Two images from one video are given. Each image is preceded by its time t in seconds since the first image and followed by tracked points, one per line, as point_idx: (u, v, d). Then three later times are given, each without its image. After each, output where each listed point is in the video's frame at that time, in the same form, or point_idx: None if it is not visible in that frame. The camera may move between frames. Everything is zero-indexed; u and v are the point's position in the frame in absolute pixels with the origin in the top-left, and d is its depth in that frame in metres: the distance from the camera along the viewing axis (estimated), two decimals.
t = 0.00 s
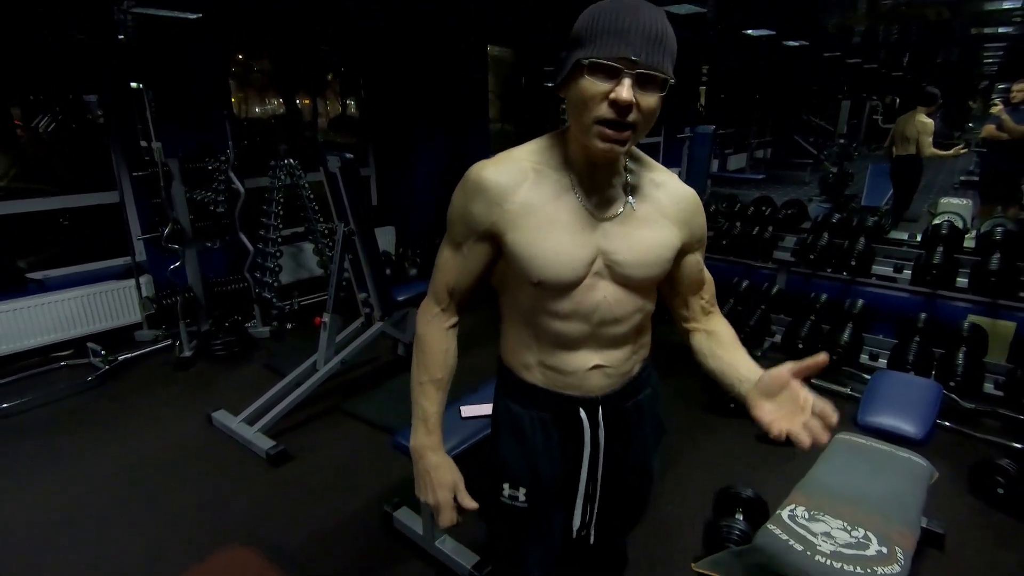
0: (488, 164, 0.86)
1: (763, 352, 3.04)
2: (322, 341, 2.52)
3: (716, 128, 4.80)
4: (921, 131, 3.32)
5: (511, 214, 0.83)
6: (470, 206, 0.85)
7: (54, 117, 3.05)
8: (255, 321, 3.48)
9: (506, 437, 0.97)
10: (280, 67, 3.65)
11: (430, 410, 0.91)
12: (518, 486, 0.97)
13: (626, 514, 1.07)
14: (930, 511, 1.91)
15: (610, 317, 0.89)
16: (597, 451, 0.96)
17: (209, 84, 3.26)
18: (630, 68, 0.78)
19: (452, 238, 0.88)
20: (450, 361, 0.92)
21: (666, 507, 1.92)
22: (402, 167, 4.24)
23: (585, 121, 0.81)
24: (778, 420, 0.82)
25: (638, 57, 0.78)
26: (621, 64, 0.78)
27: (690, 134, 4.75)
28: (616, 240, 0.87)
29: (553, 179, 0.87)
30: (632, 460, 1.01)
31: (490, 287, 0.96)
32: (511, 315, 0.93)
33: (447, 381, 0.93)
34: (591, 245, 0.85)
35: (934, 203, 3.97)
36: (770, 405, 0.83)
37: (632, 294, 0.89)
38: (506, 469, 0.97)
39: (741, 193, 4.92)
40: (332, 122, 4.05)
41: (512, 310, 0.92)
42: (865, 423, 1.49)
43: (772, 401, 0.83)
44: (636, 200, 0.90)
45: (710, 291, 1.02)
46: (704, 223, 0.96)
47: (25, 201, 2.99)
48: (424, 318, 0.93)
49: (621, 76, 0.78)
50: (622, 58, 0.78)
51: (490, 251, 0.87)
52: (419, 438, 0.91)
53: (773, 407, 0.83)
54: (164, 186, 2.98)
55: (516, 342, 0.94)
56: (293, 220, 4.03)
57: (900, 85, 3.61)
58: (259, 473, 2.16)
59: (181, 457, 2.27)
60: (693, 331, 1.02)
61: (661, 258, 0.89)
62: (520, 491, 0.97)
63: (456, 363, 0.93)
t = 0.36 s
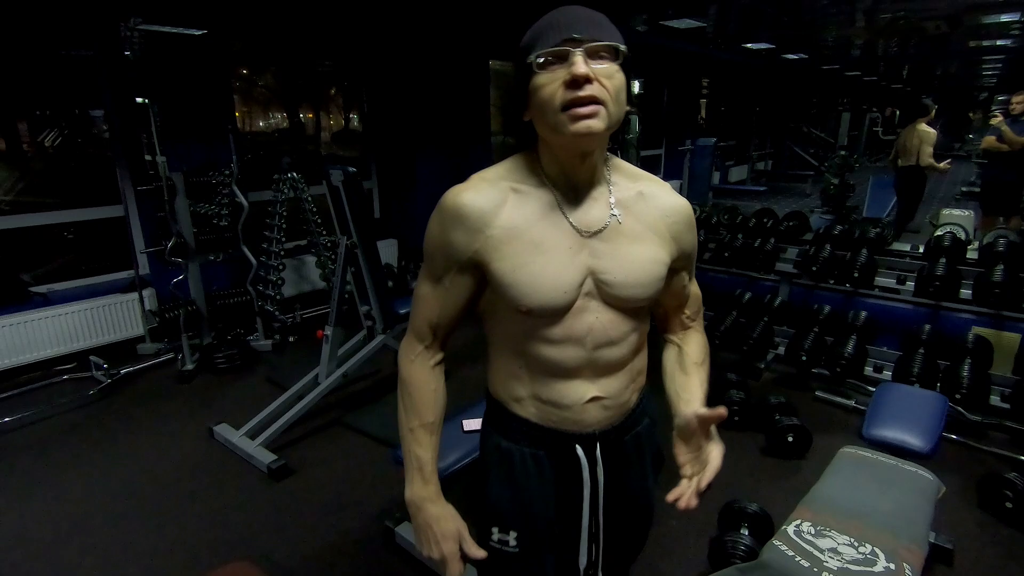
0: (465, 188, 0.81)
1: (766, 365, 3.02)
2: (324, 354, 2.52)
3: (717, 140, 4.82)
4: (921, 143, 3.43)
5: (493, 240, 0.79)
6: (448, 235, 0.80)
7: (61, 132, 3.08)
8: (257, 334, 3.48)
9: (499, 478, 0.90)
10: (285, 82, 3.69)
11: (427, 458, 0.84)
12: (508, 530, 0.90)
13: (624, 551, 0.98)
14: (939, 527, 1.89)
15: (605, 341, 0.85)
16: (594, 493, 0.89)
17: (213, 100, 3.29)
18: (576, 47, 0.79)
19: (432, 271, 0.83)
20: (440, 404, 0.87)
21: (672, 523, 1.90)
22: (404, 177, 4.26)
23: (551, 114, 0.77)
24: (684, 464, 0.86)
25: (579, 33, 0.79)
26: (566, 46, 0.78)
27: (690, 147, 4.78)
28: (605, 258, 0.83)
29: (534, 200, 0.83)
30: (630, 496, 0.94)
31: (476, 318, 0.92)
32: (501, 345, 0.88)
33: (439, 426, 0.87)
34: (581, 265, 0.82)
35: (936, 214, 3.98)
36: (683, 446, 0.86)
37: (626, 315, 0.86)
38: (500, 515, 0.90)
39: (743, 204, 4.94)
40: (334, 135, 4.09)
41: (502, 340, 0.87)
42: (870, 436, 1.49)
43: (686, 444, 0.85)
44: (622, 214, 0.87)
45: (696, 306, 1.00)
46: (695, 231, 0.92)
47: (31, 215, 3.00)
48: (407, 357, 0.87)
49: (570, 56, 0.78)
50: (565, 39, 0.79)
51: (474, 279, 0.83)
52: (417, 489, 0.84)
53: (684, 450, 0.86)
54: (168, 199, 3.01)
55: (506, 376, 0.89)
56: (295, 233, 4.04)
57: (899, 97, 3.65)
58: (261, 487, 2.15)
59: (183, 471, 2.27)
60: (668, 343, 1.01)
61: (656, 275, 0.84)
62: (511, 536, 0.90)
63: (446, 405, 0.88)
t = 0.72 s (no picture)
0: (422, 207, 0.81)
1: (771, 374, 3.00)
2: (329, 361, 2.53)
3: (721, 149, 4.83)
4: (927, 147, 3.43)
5: (453, 255, 0.77)
6: (408, 256, 0.79)
7: (69, 141, 3.11)
8: (262, 342, 3.49)
9: (474, 524, 0.84)
10: (291, 92, 3.72)
11: (388, 508, 0.79)
12: None
13: None
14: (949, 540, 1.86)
15: (587, 354, 0.79)
16: (583, 533, 0.83)
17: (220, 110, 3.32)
18: (520, 66, 0.75)
19: (393, 296, 0.81)
20: (403, 444, 0.82)
21: (678, 534, 1.88)
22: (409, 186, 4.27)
23: (503, 140, 0.77)
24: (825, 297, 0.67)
25: (522, 53, 0.75)
26: (510, 67, 0.75)
27: (694, 155, 4.78)
28: (577, 264, 0.79)
29: (494, 214, 0.81)
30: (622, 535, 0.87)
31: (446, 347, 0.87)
32: (474, 372, 0.83)
33: (403, 471, 0.82)
34: (551, 273, 0.78)
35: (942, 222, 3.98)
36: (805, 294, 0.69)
37: (606, 324, 0.80)
38: (481, 551, 0.84)
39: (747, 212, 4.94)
40: (339, 144, 4.12)
41: (473, 365, 0.82)
42: (878, 446, 1.47)
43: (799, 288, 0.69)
44: (590, 218, 0.83)
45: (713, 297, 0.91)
46: (674, 231, 0.87)
47: (39, 224, 3.03)
48: (370, 393, 0.84)
49: (515, 78, 0.75)
50: (508, 60, 0.75)
51: (438, 300, 0.80)
52: (375, 548, 0.77)
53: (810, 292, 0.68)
54: (175, 208, 3.05)
55: (480, 407, 0.83)
56: (300, 241, 4.06)
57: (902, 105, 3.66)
58: (264, 495, 2.14)
59: (188, 479, 2.27)
60: (713, 346, 0.85)
61: (632, 278, 0.80)
62: None
63: (411, 446, 0.83)
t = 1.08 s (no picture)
0: (382, 226, 0.78)
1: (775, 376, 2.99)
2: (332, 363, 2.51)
3: (724, 150, 4.82)
4: (926, 150, 3.37)
5: (420, 274, 0.75)
6: (369, 279, 0.76)
7: (74, 142, 3.13)
8: (265, 343, 3.49)
9: (461, 544, 0.81)
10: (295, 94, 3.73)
11: (365, 543, 0.75)
12: None
13: None
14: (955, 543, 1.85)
15: (569, 369, 0.79)
16: (570, 552, 0.81)
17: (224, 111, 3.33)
18: (479, 85, 0.73)
19: (354, 322, 0.78)
20: (375, 474, 0.79)
21: (681, 537, 1.87)
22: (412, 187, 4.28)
23: (466, 160, 0.76)
24: (743, 471, 0.80)
25: (481, 72, 0.72)
26: (468, 87, 0.73)
27: (698, 156, 4.78)
28: (553, 277, 0.80)
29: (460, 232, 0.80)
30: (603, 553, 0.85)
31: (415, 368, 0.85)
32: (447, 393, 0.80)
33: (377, 503, 0.79)
34: (527, 288, 0.78)
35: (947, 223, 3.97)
36: (727, 449, 0.81)
37: (584, 337, 0.81)
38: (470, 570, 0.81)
39: (751, 214, 4.93)
40: (343, 145, 4.14)
41: (446, 386, 0.80)
42: (883, 447, 1.46)
43: (728, 444, 0.81)
44: (562, 230, 0.85)
45: (652, 319, 0.97)
46: (639, 241, 0.91)
47: (44, 224, 3.04)
48: (335, 424, 0.80)
49: (475, 97, 0.73)
50: (467, 79, 0.73)
51: (404, 321, 0.78)
52: None
53: (731, 453, 0.81)
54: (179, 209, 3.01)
55: (458, 430, 0.81)
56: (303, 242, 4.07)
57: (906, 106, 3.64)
58: (268, 496, 2.14)
59: (192, 478, 2.27)
60: (637, 365, 0.96)
61: (606, 289, 0.81)
62: None
63: (383, 475, 0.80)
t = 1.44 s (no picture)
0: (366, 232, 0.76)
1: (778, 375, 2.98)
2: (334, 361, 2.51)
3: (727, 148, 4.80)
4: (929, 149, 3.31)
5: (410, 282, 0.74)
6: (356, 290, 0.74)
7: (77, 141, 3.13)
8: (267, 341, 3.49)
9: (457, 552, 0.81)
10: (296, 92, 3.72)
11: (367, 564, 0.75)
12: None
13: None
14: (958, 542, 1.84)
15: (563, 372, 0.79)
16: (568, 554, 0.81)
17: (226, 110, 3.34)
18: (480, 71, 0.73)
19: (340, 335, 0.76)
20: (371, 489, 0.78)
21: (683, 535, 1.87)
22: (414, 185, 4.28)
23: (460, 148, 0.74)
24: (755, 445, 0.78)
25: (483, 56, 0.72)
26: (469, 71, 0.73)
27: (700, 154, 4.76)
28: (544, 279, 0.79)
29: (447, 235, 0.79)
30: (603, 555, 0.86)
31: (404, 377, 0.84)
32: (439, 402, 0.79)
33: (376, 520, 0.78)
34: (519, 291, 0.77)
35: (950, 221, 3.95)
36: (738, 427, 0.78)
37: (577, 338, 0.81)
38: None
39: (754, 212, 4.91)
40: (345, 144, 4.13)
41: (438, 395, 0.79)
42: (886, 445, 1.44)
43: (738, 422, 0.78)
44: (550, 229, 0.85)
45: (646, 312, 0.97)
46: (623, 237, 0.92)
47: (46, 223, 3.05)
48: (325, 442, 0.78)
49: (475, 83, 0.73)
50: (468, 63, 0.73)
51: (394, 331, 0.76)
52: None
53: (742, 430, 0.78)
54: (181, 207, 3.03)
55: (451, 439, 0.80)
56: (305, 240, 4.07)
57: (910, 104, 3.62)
58: (270, 494, 2.14)
59: (195, 476, 2.28)
60: (637, 361, 0.95)
61: (596, 288, 0.81)
62: None
63: (379, 489, 0.79)
